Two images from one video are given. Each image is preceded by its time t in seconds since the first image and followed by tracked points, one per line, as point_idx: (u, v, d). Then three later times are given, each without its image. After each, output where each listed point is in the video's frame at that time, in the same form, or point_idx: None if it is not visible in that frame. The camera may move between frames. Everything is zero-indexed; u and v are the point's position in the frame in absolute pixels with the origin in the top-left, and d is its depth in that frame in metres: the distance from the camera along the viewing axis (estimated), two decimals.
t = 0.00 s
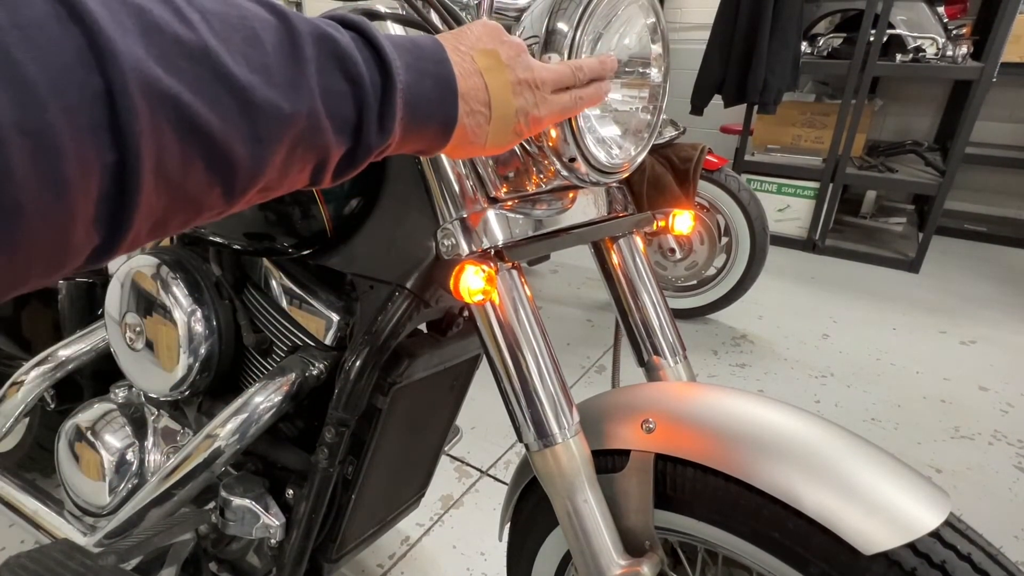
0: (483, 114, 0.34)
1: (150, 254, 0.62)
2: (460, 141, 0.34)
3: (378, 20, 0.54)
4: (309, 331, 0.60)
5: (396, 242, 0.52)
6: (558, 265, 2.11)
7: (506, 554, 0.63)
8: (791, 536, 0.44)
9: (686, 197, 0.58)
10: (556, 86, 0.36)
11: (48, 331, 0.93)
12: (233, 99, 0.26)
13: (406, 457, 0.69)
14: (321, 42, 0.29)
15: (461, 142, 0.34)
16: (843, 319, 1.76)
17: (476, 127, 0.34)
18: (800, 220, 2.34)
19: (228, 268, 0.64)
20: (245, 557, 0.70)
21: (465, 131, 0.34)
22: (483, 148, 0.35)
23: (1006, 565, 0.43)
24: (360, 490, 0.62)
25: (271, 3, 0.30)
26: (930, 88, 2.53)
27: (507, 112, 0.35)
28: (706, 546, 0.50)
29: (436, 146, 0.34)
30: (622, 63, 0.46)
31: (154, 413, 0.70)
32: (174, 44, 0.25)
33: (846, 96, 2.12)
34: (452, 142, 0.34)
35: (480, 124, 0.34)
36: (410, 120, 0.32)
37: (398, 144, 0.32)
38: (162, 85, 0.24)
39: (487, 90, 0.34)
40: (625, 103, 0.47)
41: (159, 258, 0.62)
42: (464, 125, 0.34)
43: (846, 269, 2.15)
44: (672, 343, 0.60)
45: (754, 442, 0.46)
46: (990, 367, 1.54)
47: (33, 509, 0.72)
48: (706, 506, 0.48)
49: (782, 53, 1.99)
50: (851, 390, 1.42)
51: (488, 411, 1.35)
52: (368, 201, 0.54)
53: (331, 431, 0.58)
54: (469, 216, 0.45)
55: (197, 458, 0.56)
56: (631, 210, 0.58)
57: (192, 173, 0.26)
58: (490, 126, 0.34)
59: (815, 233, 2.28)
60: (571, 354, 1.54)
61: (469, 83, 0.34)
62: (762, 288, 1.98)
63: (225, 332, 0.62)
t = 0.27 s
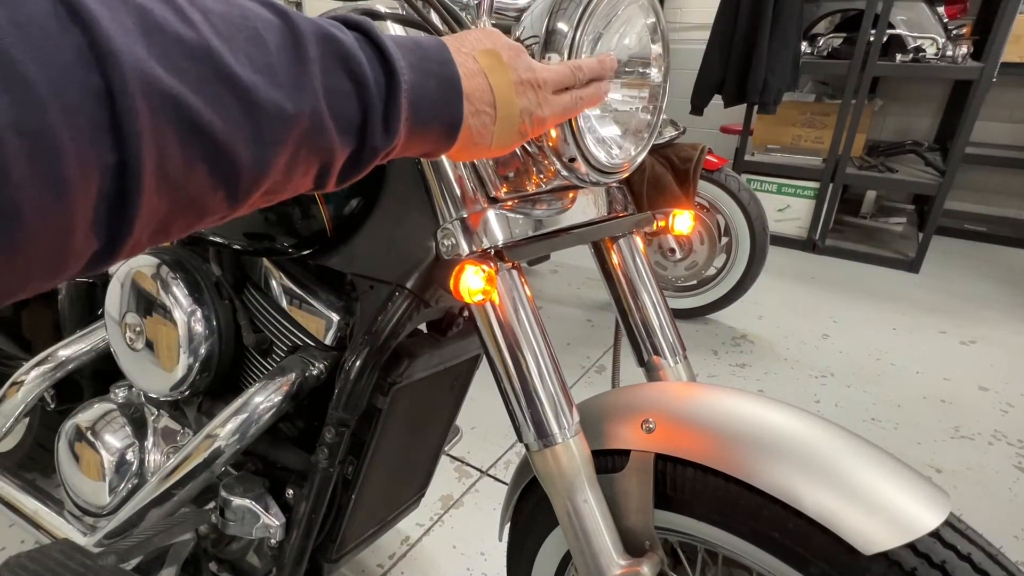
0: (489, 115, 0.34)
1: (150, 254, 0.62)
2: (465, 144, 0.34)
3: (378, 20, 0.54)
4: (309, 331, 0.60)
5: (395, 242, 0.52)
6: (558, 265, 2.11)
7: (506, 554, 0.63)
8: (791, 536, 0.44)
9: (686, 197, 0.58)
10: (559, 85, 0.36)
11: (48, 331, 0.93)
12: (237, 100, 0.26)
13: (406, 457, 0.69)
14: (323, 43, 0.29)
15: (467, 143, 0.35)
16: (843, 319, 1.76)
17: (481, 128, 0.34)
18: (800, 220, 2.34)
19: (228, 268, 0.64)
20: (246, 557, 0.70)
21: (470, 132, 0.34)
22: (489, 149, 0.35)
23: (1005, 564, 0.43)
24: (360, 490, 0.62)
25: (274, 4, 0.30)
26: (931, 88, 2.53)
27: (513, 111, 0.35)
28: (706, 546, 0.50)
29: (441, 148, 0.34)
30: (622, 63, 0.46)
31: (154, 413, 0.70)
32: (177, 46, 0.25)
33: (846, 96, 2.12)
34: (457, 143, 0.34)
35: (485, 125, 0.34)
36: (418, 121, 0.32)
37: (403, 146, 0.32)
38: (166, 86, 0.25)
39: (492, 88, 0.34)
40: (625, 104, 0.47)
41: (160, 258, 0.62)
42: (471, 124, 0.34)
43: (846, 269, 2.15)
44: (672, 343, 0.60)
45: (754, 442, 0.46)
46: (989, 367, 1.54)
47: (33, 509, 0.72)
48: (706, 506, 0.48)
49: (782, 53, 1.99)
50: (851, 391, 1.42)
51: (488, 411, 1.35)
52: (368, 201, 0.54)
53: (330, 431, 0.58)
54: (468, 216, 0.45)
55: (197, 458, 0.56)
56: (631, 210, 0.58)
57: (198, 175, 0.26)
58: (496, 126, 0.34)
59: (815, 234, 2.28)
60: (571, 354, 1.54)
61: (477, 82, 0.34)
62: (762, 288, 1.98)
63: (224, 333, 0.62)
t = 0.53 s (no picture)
0: (487, 84, 0.27)
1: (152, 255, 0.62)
2: (459, 131, 0.27)
3: (378, 21, 0.55)
4: (309, 331, 0.60)
5: (395, 242, 0.52)
6: (558, 265, 2.11)
7: (506, 554, 0.63)
8: (791, 536, 0.44)
9: (686, 198, 0.58)
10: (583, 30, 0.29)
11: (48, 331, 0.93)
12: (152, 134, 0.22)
13: (406, 457, 0.69)
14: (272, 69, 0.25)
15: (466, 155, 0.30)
16: (843, 319, 1.76)
17: (477, 102, 0.27)
18: (800, 220, 2.34)
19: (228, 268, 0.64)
20: (246, 557, 0.70)
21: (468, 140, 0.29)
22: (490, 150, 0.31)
23: (1004, 564, 0.43)
24: (360, 490, 0.62)
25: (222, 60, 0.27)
26: (930, 88, 2.53)
27: (518, 70, 0.27)
28: (706, 546, 0.50)
29: (428, 137, 0.26)
30: (622, 63, 0.47)
31: (154, 413, 0.70)
32: (96, 93, 0.23)
33: (846, 96, 2.12)
34: (447, 126, 0.26)
35: (484, 95, 0.27)
36: (375, 108, 0.26)
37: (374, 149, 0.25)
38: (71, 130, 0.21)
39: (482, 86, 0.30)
40: (624, 104, 0.48)
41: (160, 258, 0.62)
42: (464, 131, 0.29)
43: (846, 269, 2.15)
44: (672, 343, 0.60)
45: (754, 442, 0.46)
46: (989, 367, 1.54)
47: (33, 509, 0.72)
48: (706, 506, 0.48)
49: (782, 53, 1.99)
50: (851, 391, 1.42)
51: (488, 411, 1.35)
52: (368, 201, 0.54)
53: (330, 431, 0.58)
54: (468, 216, 0.45)
55: (197, 458, 0.56)
56: (631, 210, 0.58)
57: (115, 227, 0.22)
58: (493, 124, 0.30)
59: (815, 234, 2.28)
60: (571, 354, 1.54)
61: (466, 44, 0.27)
62: (762, 288, 1.98)
63: (224, 333, 0.62)
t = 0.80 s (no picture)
0: (430, 140, 0.33)
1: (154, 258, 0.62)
2: (412, 181, 0.33)
3: (378, 20, 0.54)
4: (309, 331, 0.60)
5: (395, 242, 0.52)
6: (558, 265, 2.11)
7: (506, 554, 0.63)
8: (791, 536, 0.44)
9: (686, 198, 0.58)
10: (496, 91, 0.35)
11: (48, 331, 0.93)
12: (103, 207, 0.28)
13: (406, 457, 0.69)
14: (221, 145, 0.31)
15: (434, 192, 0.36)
16: (843, 319, 1.76)
17: (426, 156, 0.33)
18: (800, 220, 2.34)
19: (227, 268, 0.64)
20: (246, 557, 0.70)
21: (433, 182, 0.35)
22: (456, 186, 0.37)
23: (1005, 564, 0.43)
24: (360, 490, 0.62)
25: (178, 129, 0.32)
26: (930, 88, 2.53)
27: (452, 128, 0.34)
28: (706, 546, 0.50)
29: (387, 188, 0.32)
30: (622, 63, 0.46)
31: (154, 413, 0.70)
32: (72, 172, 0.29)
33: (846, 96, 2.12)
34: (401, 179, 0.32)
35: (429, 150, 0.33)
36: (333, 166, 0.32)
37: (332, 202, 0.32)
38: (32, 205, 0.27)
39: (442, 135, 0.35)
40: (624, 104, 0.47)
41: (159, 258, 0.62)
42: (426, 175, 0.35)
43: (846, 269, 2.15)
44: (672, 343, 0.60)
45: (753, 443, 0.46)
46: (989, 367, 1.54)
47: (33, 509, 0.72)
48: (706, 506, 0.48)
49: (782, 53, 1.99)
50: (851, 391, 1.42)
51: (488, 411, 1.35)
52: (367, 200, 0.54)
53: (330, 431, 0.58)
54: (469, 216, 0.45)
55: (197, 458, 0.56)
56: (631, 210, 0.58)
57: (70, 285, 0.28)
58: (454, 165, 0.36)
59: (815, 234, 2.28)
60: (571, 354, 1.54)
61: (403, 107, 0.33)
62: (762, 288, 1.98)
63: (224, 333, 0.62)
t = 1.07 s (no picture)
0: (443, 127, 0.33)
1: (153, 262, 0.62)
2: (423, 167, 0.33)
3: (378, 20, 0.54)
4: (309, 331, 0.60)
5: (395, 242, 0.52)
6: (558, 265, 2.11)
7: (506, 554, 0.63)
8: (791, 535, 0.44)
9: (686, 198, 0.58)
10: (515, 84, 0.35)
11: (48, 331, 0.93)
12: (113, 183, 0.29)
13: (406, 457, 0.69)
14: (227, 124, 0.31)
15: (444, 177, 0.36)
16: (843, 319, 1.76)
17: (439, 143, 0.33)
18: (800, 220, 2.34)
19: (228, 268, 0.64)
20: (245, 557, 0.69)
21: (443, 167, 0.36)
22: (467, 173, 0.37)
23: (1005, 564, 0.43)
24: (360, 489, 0.62)
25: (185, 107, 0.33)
26: (931, 88, 2.53)
27: (467, 116, 0.34)
28: (706, 546, 0.50)
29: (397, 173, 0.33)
30: (622, 63, 0.46)
31: (154, 413, 0.70)
32: (81, 145, 0.30)
33: (846, 96, 2.12)
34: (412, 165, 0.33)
35: (443, 137, 0.33)
36: (344, 147, 0.32)
37: (341, 184, 0.32)
38: (43, 181, 0.28)
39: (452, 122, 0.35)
40: (624, 104, 0.47)
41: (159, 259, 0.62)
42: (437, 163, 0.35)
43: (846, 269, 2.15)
44: (672, 343, 0.60)
45: (753, 443, 0.46)
46: (989, 367, 1.54)
47: (33, 509, 0.72)
48: (706, 506, 0.48)
49: (782, 53, 1.99)
50: (851, 391, 1.42)
51: (488, 411, 1.35)
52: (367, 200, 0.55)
53: (330, 431, 0.58)
54: (469, 216, 0.45)
55: (197, 458, 0.56)
56: (631, 210, 0.58)
57: (78, 259, 0.29)
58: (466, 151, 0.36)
59: (815, 234, 2.28)
60: (571, 354, 1.54)
61: (419, 92, 0.33)
62: (762, 288, 1.98)
63: (224, 333, 0.62)
